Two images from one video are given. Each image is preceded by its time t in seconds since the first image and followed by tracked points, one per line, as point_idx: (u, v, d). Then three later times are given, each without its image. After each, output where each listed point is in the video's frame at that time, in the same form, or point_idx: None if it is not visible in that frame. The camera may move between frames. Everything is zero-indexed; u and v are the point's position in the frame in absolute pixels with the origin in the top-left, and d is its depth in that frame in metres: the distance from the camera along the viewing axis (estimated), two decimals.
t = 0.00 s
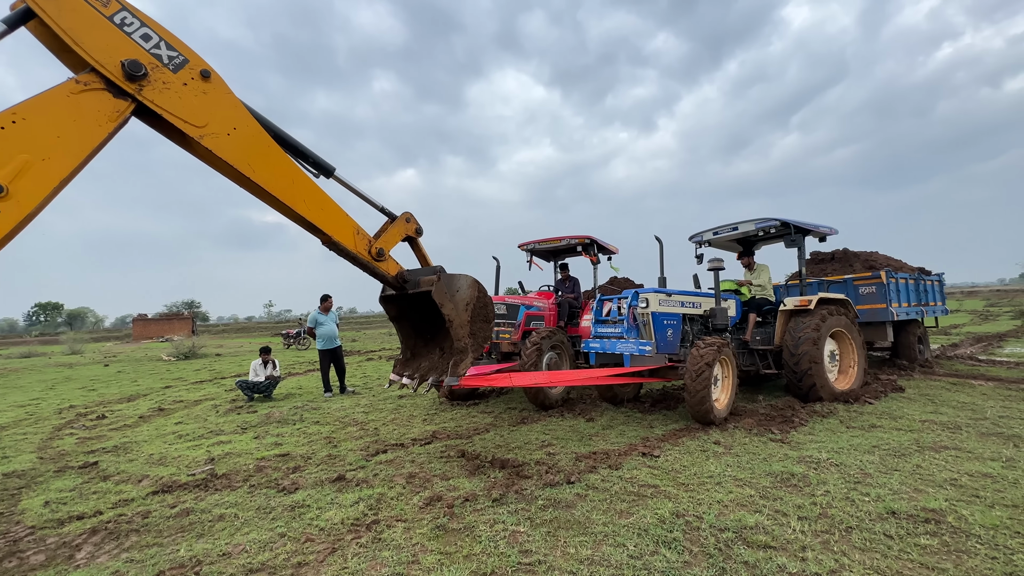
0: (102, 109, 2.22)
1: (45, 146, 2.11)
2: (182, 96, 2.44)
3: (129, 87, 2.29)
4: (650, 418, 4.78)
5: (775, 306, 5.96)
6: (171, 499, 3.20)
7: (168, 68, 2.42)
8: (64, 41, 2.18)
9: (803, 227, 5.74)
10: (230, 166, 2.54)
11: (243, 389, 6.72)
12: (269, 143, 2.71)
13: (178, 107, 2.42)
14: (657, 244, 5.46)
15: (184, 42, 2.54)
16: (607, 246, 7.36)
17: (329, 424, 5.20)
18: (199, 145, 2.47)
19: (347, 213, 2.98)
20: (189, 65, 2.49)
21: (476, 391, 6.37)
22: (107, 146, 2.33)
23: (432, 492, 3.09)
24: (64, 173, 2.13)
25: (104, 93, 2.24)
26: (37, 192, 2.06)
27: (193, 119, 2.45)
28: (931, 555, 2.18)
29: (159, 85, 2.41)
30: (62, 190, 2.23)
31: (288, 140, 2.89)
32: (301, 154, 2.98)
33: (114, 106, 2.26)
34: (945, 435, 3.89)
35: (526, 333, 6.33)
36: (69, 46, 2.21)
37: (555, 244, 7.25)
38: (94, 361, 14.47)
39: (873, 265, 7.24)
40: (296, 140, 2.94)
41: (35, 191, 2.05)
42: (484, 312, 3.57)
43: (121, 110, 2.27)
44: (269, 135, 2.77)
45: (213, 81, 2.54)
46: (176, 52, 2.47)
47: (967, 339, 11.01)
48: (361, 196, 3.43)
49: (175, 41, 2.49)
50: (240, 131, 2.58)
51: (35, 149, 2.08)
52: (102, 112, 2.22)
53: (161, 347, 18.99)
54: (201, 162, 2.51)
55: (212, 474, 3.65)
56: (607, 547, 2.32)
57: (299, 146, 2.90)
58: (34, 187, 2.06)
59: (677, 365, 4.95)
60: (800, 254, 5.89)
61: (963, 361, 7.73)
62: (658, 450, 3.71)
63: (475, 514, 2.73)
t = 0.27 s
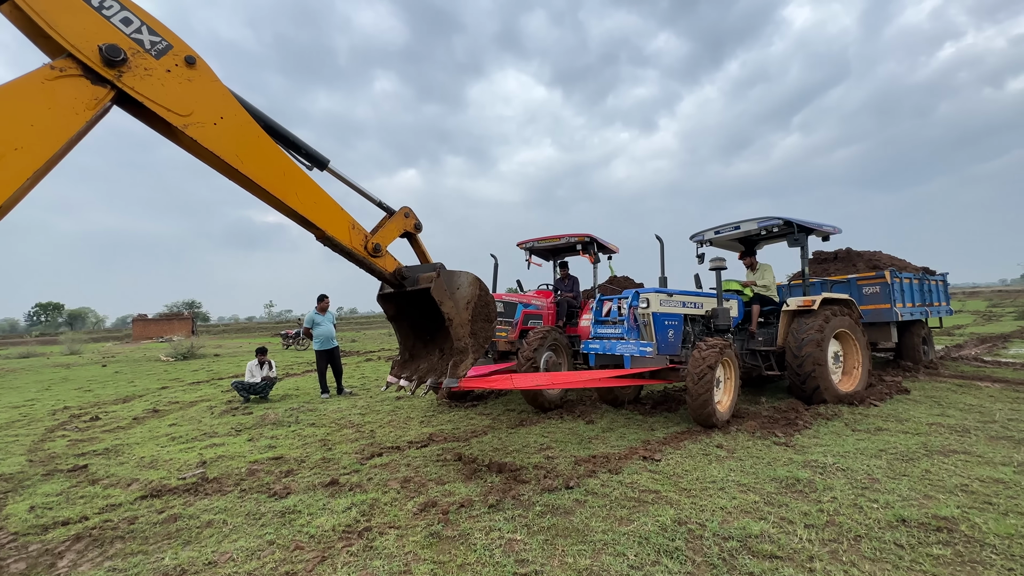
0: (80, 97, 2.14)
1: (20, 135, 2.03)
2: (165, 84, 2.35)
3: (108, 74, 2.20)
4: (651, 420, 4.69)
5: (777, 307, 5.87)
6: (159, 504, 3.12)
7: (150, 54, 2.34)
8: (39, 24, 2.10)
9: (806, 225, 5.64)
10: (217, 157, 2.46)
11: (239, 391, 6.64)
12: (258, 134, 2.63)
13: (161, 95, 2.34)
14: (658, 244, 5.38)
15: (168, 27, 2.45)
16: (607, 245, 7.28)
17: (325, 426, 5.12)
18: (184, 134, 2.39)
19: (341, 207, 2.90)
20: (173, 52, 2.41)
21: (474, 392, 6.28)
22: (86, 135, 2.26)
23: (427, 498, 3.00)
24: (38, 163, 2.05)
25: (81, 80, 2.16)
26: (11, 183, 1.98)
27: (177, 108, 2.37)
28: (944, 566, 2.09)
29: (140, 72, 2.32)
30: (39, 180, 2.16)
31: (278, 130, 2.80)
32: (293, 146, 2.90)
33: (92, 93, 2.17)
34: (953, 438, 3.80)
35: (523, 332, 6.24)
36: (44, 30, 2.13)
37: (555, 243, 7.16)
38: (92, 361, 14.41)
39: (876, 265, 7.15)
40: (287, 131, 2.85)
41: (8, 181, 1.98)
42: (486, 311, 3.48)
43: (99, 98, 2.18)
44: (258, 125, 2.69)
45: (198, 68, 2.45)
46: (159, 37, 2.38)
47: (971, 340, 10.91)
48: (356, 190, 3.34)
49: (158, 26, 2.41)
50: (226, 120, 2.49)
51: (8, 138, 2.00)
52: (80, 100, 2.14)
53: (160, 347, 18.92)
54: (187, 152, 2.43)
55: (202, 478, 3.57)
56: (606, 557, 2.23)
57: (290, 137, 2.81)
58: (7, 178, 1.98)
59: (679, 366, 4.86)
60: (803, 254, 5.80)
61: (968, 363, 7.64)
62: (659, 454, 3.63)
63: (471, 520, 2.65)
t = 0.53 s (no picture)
0: (61, 92, 2.08)
1: None
2: (150, 79, 2.30)
3: (90, 69, 2.15)
4: (654, 425, 4.61)
5: (783, 308, 5.78)
6: (152, 511, 3.05)
7: (134, 49, 2.29)
8: (17, 18, 2.04)
9: (812, 225, 5.55)
10: (203, 154, 2.41)
11: (239, 393, 6.59)
12: (246, 131, 2.58)
13: (145, 91, 2.29)
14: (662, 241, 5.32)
15: (152, 22, 2.40)
16: (609, 246, 7.19)
17: (324, 430, 5.05)
18: (169, 131, 2.34)
19: (332, 206, 2.86)
20: (158, 47, 2.36)
21: (475, 395, 6.20)
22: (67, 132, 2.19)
23: (424, 505, 2.93)
24: (16, 161, 2.00)
25: (61, 75, 2.10)
26: None
27: (161, 104, 2.32)
28: None
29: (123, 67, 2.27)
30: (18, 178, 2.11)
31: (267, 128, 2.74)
32: (282, 144, 2.84)
33: (74, 88, 2.12)
34: (965, 445, 3.71)
35: (524, 334, 6.15)
36: (23, 23, 2.07)
37: (556, 243, 7.08)
38: (95, 363, 14.41)
39: (883, 266, 7.04)
40: (276, 128, 2.79)
41: None
42: (479, 313, 3.41)
43: (81, 93, 2.13)
44: (246, 122, 2.64)
45: (183, 63, 2.40)
46: (143, 32, 2.33)
47: (979, 342, 10.76)
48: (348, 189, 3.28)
49: (142, 20, 2.36)
50: (213, 117, 2.45)
51: None
52: (61, 95, 2.08)
53: (163, 349, 18.94)
54: (172, 150, 2.38)
55: (197, 483, 3.50)
56: (608, 570, 2.15)
57: (279, 134, 2.75)
58: None
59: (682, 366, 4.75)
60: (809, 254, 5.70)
61: (977, 366, 7.52)
62: (662, 461, 3.54)
63: (468, 530, 2.57)
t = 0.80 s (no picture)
0: (50, 90, 2.05)
1: None
2: (139, 77, 2.27)
3: (79, 66, 2.12)
4: (656, 425, 4.56)
5: (787, 307, 5.72)
6: (149, 512, 3.02)
7: (124, 47, 2.26)
8: (4, 13, 2.01)
9: (817, 222, 5.47)
10: (194, 154, 2.39)
11: (240, 393, 6.58)
12: (238, 131, 2.56)
13: (135, 89, 2.25)
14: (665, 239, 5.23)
15: (143, 19, 2.37)
16: (612, 245, 7.13)
17: (324, 430, 5.02)
18: (159, 130, 2.31)
19: (324, 207, 2.87)
20: (148, 44, 2.33)
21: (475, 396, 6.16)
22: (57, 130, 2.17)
23: (422, 508, 2.89)
24: (5, 160, 1.97)
25: (51, 72, 2.08)
26: None
27: (151, 103, 2.29)
28: None
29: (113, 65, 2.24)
30: (8, 177, 2.09)
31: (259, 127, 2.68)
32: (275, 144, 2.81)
33: (63, 86, 2.09)
34: (975, 447, 3.64)
35: (523, 335, 6.11)
36: (10, 19, 2.03)
37: (557, 242, 7.03)
38: (100, 362, 14.46)
39: (890, 264, 6.96)
40: (269, 128, 2.72)
41: None
42: (471, 315, 3.38)
43: (71, 90, 2.10)
44: (238, 121, 2.61)
45: (174, 62, 2.37)
46: (134, 29, 2.30)
47: (987, 342, 10.65)
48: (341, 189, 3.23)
49: (132, 18, 2.33)
50: (204, 117, 2.42)
51: None
52: (51, 93, 2.06)
53: (167, 348, 19.00)
54: (163, 149, 2.36)
55: (195, 484, 3.48)
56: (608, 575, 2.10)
57: (271, 134, 2.67)
58: None
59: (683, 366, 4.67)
60: (814, 252, 5.63)
61: (985, 366, 7.42)
62: (665, 462, 3.49)
63: (467, 533, 2.53)
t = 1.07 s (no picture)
0: (39, 85, 2.03)
1: None
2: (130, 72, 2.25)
3: (68, 61, 2.10)
4: (657, 425, 4.52)
5: (788, 306, 5.67)
6: (144, 513, 3.00)
7: (115, 42, 2.23)
8: None
9: (818, 221, 5.42)
10: (186, 151, 2.37)
11: (240, 392, 6.56)
12: (231, 128, 2.54)
13: (126, 84, 2.23)
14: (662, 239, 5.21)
15: (134, 14, 2.35)
16: (612, 243, 7.08)
17: (323, 430, 5.00)
18: (150, 126, 2.29)
19: (319, 206, 2.85)
20: (139, 39, 2.30)
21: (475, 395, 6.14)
22: (47, 125, 2.14)
23: (419, 509, 2.86)
24: None
25: (39, 67, 2.05)
26: None
27: (142, 98, 2.27)
28: None
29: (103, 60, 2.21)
30: None
31: (253, 124, 2.69)
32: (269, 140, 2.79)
33: (52, 81, 2.06)
34: (980, 447, 3.59)
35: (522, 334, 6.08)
36: None
37: (557, 241, 6.99)
38: (103, 362, 14.48)
39: (894, 262, 6.89)
40: (262, 125, 2.72)
41: None
42: (467, 315, 3.45)
43: (59, 85, 2.08)
44: (231, 118, 2.59)
45: (166, 57, 2.34)
46: (125, 25, 2.27)
47: (994, 340, 10.55)
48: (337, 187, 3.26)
49: (124, 12, 2.30)
50: (196, 113, 2.40)
51: None
52: (39, 88, 2.03)
53: (170, 347, 19.02)
54: (154, 145, 2.34)
55: (192, 484, 3.45)
56: None
57: (265, 131, 2.68)
58: None
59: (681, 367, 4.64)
60: (815, 250, 5.57)
61: (990, 365, 7.34)
62: (666, 463, 3.45)
63: (464, 535, 2.50)
